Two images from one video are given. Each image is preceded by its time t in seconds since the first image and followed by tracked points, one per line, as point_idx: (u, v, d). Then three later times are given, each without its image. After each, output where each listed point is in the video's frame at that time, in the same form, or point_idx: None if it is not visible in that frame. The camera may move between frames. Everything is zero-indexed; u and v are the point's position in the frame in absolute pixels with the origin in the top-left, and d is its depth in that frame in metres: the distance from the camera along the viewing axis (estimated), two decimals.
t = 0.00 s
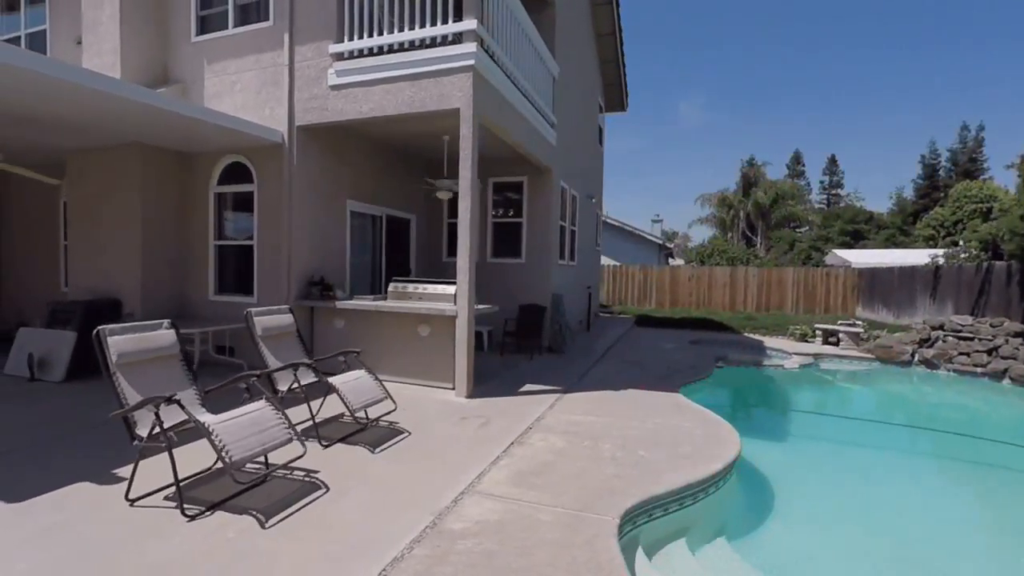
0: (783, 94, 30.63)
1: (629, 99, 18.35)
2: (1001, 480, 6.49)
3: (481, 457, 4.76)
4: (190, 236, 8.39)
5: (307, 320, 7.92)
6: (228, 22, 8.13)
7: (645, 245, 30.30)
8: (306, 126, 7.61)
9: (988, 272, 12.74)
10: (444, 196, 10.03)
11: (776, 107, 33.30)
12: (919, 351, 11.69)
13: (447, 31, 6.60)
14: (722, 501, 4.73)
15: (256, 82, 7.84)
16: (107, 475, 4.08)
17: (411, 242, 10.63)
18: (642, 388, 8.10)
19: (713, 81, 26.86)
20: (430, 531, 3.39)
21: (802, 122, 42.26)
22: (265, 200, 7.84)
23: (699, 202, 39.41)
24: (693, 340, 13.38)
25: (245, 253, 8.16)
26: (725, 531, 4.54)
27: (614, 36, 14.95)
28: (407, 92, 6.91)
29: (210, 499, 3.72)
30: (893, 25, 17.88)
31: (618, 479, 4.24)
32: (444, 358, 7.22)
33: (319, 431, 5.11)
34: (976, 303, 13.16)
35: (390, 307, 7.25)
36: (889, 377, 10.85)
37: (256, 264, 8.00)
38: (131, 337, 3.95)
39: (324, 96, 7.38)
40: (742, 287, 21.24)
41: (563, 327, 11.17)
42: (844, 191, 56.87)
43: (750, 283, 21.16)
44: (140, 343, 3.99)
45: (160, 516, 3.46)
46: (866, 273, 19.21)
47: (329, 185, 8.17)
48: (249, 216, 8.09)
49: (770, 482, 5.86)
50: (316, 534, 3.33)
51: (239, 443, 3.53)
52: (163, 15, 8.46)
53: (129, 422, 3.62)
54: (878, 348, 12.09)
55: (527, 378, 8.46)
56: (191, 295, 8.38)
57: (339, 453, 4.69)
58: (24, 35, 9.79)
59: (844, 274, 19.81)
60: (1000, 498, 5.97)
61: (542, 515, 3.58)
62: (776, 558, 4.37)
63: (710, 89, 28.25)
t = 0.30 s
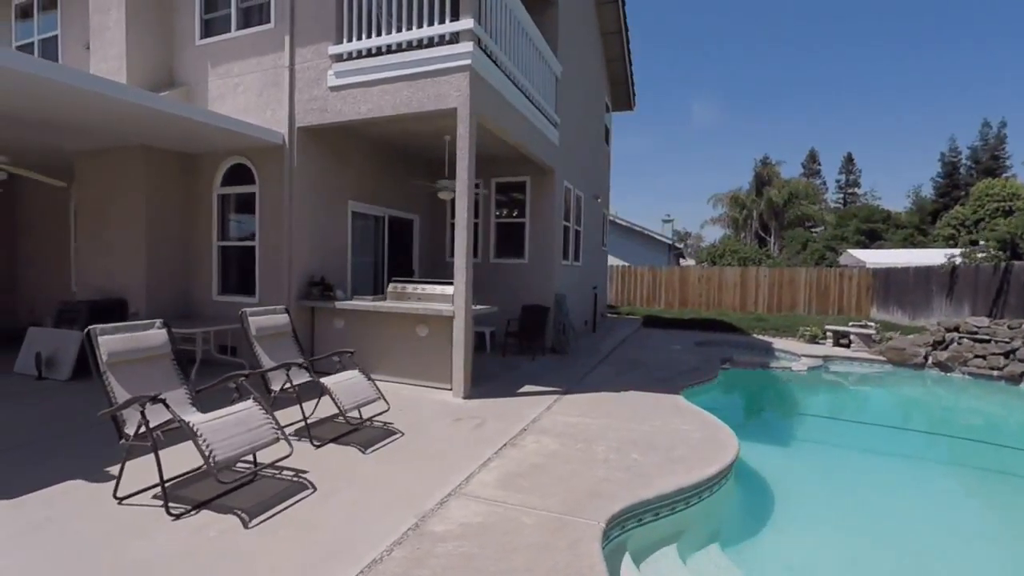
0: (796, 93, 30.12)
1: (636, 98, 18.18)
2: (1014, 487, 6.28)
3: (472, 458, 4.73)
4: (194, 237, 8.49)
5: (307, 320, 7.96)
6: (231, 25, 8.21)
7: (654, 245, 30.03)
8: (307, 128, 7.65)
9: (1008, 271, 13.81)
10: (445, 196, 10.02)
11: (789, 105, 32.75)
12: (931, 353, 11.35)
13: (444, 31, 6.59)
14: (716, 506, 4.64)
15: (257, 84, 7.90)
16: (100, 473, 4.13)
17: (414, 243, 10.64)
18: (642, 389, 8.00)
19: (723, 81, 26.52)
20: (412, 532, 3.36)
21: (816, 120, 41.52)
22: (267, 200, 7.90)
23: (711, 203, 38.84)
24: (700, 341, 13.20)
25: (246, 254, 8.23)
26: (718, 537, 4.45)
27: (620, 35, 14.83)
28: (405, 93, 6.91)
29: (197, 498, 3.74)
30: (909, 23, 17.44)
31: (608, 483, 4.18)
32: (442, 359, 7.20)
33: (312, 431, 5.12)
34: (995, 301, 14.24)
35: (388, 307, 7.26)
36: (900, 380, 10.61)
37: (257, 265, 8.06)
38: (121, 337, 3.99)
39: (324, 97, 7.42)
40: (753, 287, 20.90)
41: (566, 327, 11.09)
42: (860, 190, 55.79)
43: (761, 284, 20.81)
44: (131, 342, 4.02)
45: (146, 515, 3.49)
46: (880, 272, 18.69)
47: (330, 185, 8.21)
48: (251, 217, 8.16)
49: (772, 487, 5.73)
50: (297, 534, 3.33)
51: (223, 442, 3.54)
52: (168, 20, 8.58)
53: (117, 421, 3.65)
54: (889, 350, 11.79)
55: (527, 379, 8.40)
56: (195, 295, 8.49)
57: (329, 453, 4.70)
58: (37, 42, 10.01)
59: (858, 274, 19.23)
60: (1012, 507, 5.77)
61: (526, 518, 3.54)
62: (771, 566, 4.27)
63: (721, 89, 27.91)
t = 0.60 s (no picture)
0: (810, 94, 29.62)
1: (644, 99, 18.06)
2: None
3: (463, 459, 4.71)
4: (200, 238, 8.62)
5: (309, 320, 8.02)
6: (236, 29, 8.33)
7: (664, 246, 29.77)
8: (309, 130, 7.72)
9: None
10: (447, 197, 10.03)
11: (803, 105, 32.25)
12: (945, 358, 11.09)
13: (442, 32, 6.61)
14: (709, 510, 4.57)
15: (261, 87, 8.00)
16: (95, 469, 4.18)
17: (417, 244, 10.67)
18: (643, 392, 7.91)
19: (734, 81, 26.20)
20: (395, 532, 3.35)
21: (831, 120, 40.83)
22: (269, 201, 7.98)
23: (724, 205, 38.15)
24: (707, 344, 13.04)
25: (250, 255, 8.32)
26: (710, 543, 4.36)
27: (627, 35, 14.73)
28: (404, 94, 6.94)
29: (187, 495, 3.78)
30: (927, 21, 17.02)
31: (597, 485, 4.13)
32: (440, 360, 7.21)
33: (307, 430, 5.15)
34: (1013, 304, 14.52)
35: (388, 307, 7.30)
36: (912, 385, 10.36)
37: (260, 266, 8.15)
38: (116, 335, 4.05)
39: (325, 99, 7.48)
40: (764, 289, 20.55)
41: (570, 329, 11.04)
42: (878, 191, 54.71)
43: (773, 286, 20.41)
44: (126, 341, 4.09)
45: (135, 511, 3.53)
46: (896, 275, 18.17)
47: (332, 187, 8.26)
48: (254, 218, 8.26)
49: (772, 492, 5.62)
50: (280, 532, 3.34)
51: (211, 440, 3.57)
52: (176, 25, 8.73)
53: (110, 417, 3.70)
54: (900, 354, 11.54)
55: (528, 380, 8.36)
56: (201, 295, 8.62)
57: (321, 452, 4.71)
58: (52, 47, 10.25)
59: (871, 277, 18.62)
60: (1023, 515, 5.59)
61: (511, 520, 3.51)
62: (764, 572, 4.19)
63: (733, 90, 27.55)
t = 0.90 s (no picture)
0: (826, 93, 29.09)
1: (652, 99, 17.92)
2: None
3: (452, 457, 4.74)
4: (207, 239, 8.81)
5: (310, 320, 8.14)
6: (241, 35, 8.48)
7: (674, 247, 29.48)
8: (310, 132, 7.84)
9: None
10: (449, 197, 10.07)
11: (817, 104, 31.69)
12: (956, 359, 10.94)
13: (439, 34, 6.67)
14: (697, 511, 4.54)
15: (264, 90, 8.15)
16: (93, 463, 4.31)
17: (420, 244, 10.75)
18: (643, 393, 7.87)
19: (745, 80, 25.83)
20: (376, 527, 3.40)
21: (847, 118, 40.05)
22: (272, 203, 8.11)
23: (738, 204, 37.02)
24: (713, 345, 12.89)
25: (254, 255, 8.47)
26: (698, 545, 4.32)
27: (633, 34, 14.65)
28: (402, 96, 7.02)
29: (177, 489, 3.87)
30: (943, 18, 16.62)
31: (582, 484, 4.13)
32: (437, 359, 7.26)
33: (301, 428, 5.22)
34: None
35: (386, 307, 7.38)
36: (924, 387, 10.12)
37: (264, 266, 8.29)
38: (112, 333, 4.16)
39: (326, 102, 7.60)
40: (775, 290, 20.24)
41: (572, 330, 11.02)
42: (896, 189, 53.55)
43: (785, 286, 20.09)
44: (121, 339, 4.19)
45: (126, 503, 3.62)
46: (911, 276, 17.76)
47: (334, 188, 8.38)
48: (257, 220, 8.40)
49: (769, 494, 5.55)
50: (263, 527, 3.40)
51: (199, 436, 3.65)
52: (184, 31, 8.94)
53: (104, 413, 3.81)
54: (911, 355, 11.36)
55: (528, 380, 8.38)
56: (208, 295, 8.80)
57: (312, 449, 4.78)
58: (68, 55, 10.56)
59: (886, 277, 18.29)
60: None
61: (492, 517, 3.53)
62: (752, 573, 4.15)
63: (745, 90, 27.19)
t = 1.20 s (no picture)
0: (845, 96, 28.53)
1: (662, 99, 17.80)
2: None
3: (445, 455, 4.80)
4: (217, 239, 9.02)
5: (315, 319, 8.29)
6: (250, 40, 8.68)
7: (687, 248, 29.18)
8: (316, 134, 7.99)
9: None
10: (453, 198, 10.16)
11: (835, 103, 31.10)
12: (972, 364, 10.65)
13: (439, 37, 6.76)
14: (687, 513, 4.53)
15: (272, 94, 8.32)
16: (98, 455, 4.47)
17: (426, 245, 10.86)
18: (644, 394, 7.84)
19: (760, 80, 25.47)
20: (363, 522, 3.47)
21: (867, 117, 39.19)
22: (279, 203, 8.28)
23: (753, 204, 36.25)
24: (721, 347, 12.76)
25: (261, 256, 8.65)
26: (687, 547, 4.31)
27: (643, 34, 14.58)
28: (404, 99, 7.11)
29: (175, 482, 4.00)
30: (964, 17, 16.23)
31: (570, 484, 4.15)
32: (438, 358, 7.33)
33: (300, 425, 5.33)
34: None
35: (389, 307, 7.48)
36: (938, 392, 9.88)
37: (271, 266, 8.46)
38: (116, 331, 4.31)
39: (330, 105, 7.73)
40: (789, 292, 19.91)
41: (577, 330, 11.01)
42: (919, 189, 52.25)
43: (799, 288, 19.74)
44: (124, 336, 4.34)
45: (125, 494, 3.75)
46: (930, 278, 17.34)
47: (340, 190, 8.52)
48: (265, 221, 8.58)
49: (767, 496, 5.48)
50: (254, 519, 3.50)
51: (195, 431, 3.77)
52: (197, 37, 9.18)
53: (107, 408, 3.96)
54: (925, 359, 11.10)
55: (530, 380, 8.40)
56: (218, 294, 9.01)
57: (309, 445, 4.88)
58: (88, 61, 10.92)
59: (904, 279, 17.87)
60: None
61: (476, 515, 3.58)
62: None
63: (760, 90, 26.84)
